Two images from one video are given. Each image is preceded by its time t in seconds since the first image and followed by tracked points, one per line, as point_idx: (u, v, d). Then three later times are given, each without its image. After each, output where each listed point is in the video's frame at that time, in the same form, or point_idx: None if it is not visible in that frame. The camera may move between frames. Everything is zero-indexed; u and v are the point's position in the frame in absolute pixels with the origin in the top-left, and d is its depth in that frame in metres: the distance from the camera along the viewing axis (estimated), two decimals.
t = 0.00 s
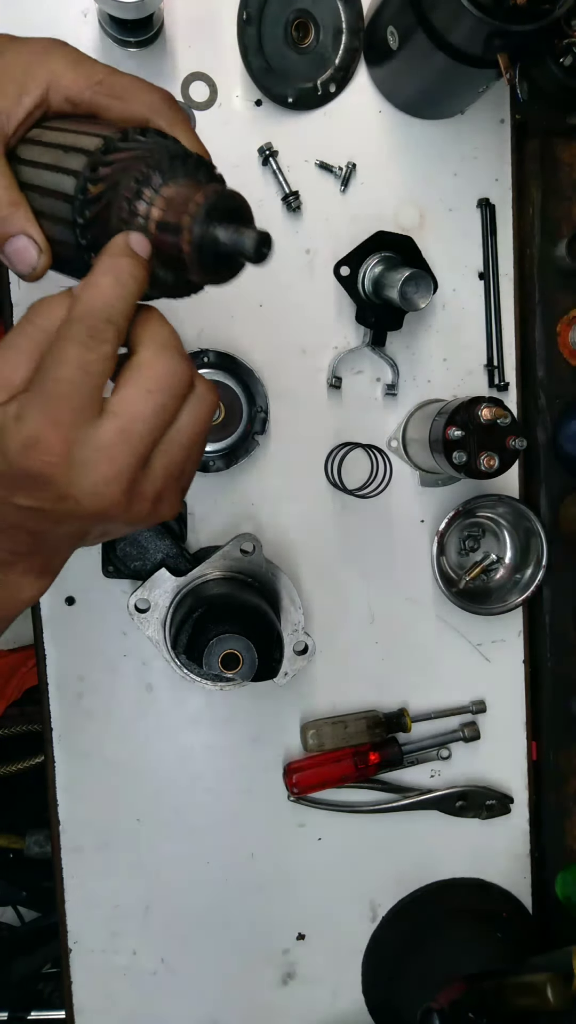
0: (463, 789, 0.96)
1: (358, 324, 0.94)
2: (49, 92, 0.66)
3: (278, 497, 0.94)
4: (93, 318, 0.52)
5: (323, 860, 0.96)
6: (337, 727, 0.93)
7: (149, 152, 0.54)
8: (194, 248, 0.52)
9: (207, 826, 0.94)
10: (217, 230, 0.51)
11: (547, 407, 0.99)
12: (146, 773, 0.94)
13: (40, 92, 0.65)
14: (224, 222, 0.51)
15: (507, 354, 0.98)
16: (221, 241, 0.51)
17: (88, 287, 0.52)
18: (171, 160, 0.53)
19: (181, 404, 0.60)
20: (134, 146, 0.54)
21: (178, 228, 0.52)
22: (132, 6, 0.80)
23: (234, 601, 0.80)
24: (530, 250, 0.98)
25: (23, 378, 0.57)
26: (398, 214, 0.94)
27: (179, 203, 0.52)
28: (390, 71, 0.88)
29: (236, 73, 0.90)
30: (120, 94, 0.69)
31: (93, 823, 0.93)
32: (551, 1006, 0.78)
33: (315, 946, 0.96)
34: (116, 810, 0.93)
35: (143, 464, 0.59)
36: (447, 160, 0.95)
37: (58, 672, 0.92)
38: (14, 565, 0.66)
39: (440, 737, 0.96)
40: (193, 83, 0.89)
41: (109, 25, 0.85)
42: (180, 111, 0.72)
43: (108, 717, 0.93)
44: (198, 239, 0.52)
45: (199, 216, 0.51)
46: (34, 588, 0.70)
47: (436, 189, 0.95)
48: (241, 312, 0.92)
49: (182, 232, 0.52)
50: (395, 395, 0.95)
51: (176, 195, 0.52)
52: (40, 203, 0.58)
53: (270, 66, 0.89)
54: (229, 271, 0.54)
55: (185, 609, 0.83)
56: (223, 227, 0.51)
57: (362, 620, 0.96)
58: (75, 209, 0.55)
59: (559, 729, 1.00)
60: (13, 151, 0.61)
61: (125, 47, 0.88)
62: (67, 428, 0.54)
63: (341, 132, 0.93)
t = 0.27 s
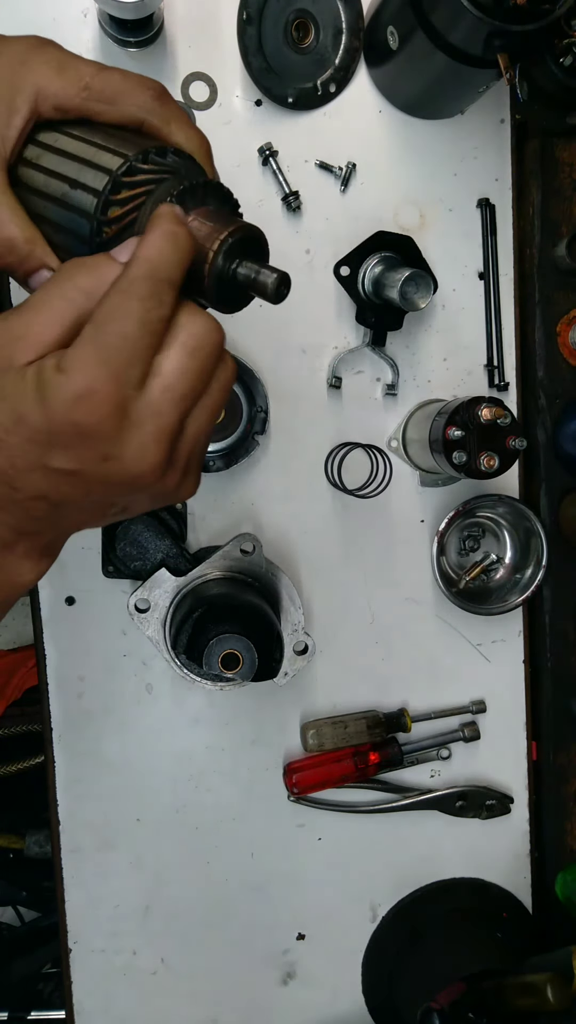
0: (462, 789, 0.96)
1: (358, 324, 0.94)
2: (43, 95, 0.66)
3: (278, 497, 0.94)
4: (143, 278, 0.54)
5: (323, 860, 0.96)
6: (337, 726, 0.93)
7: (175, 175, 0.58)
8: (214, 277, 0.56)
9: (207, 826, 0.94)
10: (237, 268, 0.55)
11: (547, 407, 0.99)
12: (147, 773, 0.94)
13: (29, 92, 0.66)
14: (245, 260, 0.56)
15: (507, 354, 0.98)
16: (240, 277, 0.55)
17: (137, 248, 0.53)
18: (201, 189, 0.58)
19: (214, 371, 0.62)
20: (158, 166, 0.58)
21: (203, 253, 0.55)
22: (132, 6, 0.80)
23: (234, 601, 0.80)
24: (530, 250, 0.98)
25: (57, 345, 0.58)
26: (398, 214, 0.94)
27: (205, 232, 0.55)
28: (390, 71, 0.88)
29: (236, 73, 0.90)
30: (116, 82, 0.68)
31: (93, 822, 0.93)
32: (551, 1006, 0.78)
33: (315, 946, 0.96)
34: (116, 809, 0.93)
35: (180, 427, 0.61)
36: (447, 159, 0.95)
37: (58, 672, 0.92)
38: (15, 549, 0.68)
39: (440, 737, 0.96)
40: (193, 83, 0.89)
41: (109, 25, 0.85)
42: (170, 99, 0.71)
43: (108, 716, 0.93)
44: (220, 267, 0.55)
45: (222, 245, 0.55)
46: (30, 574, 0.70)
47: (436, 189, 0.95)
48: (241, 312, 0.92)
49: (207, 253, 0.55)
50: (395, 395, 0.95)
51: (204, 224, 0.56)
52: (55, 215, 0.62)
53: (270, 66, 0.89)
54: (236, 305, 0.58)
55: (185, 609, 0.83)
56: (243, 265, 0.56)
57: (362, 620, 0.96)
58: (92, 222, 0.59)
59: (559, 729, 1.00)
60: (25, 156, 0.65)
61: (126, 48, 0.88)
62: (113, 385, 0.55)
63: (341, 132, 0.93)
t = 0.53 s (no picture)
0: (462, 789, 0.96)
1: (358, 324, 0.94)
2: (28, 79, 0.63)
3: (278, 497, 0.94)
4: (167, 247, 0.57)
5: (323, 860, 0.96)
6: (337, 726, 0.93)
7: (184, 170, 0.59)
8: (226, 271, 0.59)
9: (207, 826, 0.94)
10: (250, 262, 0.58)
11: (547, 408, 0.99)
12: (147, 773, 0.94)
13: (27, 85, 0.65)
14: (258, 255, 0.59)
15: (507, 354, 0.98)
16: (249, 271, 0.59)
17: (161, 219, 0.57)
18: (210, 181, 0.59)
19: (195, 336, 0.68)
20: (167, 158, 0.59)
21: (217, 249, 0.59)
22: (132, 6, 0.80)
23: (234, 601, 0.80)
24: (530, 250, 0.98)
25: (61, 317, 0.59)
26: (398, 214, 0.94)
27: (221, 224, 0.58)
28: (391, 71, 0.88)
29: (236, 73, 0.90)
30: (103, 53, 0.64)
31: (93, 823, 0.93)
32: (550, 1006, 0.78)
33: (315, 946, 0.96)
34: (116, 810, 0.93)
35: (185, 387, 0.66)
36: (447, 160, 0.95)
37: (58, 672, 0.92)
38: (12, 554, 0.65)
39: (440, 737, 0.96)
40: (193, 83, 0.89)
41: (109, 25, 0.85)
42: (154, 61, 0.67)
43: (108, 717, 0.93)
44: (233, 263, 0.59)
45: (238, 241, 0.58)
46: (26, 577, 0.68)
47: (436, 189, 0.95)
48: (241, 312, 0.92)
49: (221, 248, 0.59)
50: (395, 396, 0.95)
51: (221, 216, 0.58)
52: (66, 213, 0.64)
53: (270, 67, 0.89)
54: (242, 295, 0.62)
55: (185, 609, 0.83)
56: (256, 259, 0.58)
57: (362, 621, 0.96)
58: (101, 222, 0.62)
59: (559, 730, 1.01)
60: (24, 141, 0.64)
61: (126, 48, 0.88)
62: (137, 345, 0.58)
63: (341, 132, 0.93)
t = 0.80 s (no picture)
0: (463, 789, 0.96)
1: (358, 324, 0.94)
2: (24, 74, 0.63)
3: (278, 497, 0.94)
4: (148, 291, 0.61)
5: (323, 860, 0.96)
6: (337, 726, 0.93)
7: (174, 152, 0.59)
8: (219, 250, 0.59)
9: (207, 826, 0.94)
10: (244, 240, 0.58)
11: (547, 407, 0.99)
12: (147, 773, 0.94)
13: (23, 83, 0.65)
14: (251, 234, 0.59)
15: (507, 354, 0.98)
16: (243, 250, 0.59)
17: (137, 274, 0.61)
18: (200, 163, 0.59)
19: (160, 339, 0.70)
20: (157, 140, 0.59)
21: (208, 229, 0.58)
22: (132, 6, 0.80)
23: (234, 601, 0.80)
24: (530, 250, 0.98)
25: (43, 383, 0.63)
26: (398, 214, 0.94)
27: (214, 206, 0.58)
28: (391, 71, 0.88)
29: (236, 74, 0.90)
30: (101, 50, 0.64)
31: (93, 823, 0.93)
32: (551, 1006, 0.78)
33: (315, 947, 0.96)
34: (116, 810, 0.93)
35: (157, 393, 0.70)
36: (447, 159, 0.95)
37: (58, 672, 0.92)
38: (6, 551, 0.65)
39: (441, 737, 0.96)
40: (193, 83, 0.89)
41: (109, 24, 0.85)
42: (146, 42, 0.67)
43: (108, 716, 0.93)
44: (228, 240, 0.58)
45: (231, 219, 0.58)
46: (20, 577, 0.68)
47: (436, 189, 0.95)
48: (241, 312, 0.92)
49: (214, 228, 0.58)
50: (395, 395, 0.95)
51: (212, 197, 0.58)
52: (61, 205, 0.65)
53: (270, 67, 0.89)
54: (233, 275, 0.62)
55: (185, 609, 0.83)
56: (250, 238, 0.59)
57: (362, 621, 0.96)
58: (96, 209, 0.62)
59: (560, 729, 1.00)
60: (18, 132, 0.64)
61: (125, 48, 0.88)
62: (116, 401, 0.63)
63: (341, 132, 0.93)
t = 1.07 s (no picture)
0: (462, 789, 0.96)
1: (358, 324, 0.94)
2: (25, 74, 0.62)
3: (278, 497, 0.94)
4: (168, 248, 0.56)
5: (323, 860, 0.96)
6: (337, 726, 0.93)
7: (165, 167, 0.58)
8: (209, 263, 0.58)
9: (207, 826, 0.94)
10: (234, 254, 0.58)
11: (547, 407, 0.99)
12: (147, 773, 0.94)
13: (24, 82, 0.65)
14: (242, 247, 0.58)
15: (507, 354, 0.98)
16: (232, 263, 0.58)
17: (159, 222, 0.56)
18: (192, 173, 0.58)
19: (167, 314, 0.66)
20: (148, 156, 0.58)
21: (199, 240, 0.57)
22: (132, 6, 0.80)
23: (234, 601, 0.80)
24: (530, 250, 0.98)
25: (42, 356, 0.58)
26: (398, 214, 0.94)
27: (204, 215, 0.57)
28: (391, 71, 0.88)
29: (236, 73, 0.90)
30: (104, 53, 0.65)
31: (92, 822, 0.93)
32: (551, 1005, 0.78)
33: (315, 946, 0.96)
34: (116, 809, 0.93)
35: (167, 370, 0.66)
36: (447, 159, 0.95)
37: (58, 672, 0.92)
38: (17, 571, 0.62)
39: (440, 737, 0.96)
40: (193, 83, 0.89)
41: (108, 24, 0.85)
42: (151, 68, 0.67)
43: (108, 716, 0.93)
44: (217, 256, 0.58)
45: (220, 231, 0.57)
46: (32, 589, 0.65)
47: (436, 189, 0.95)
48: (241, 312, 0.92)
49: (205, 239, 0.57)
50: (395, 396, 0.95)
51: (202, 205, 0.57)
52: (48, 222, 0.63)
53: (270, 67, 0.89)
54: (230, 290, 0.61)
55: (185, 609, 0.83)
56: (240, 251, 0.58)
57: (362, 621, 0.96)
58: (88, 211, 0.59)
59: (559, 730, 1.00)
60: (12, 141, 0.62)
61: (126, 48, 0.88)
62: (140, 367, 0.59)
63: (341, 132, 0.93)
